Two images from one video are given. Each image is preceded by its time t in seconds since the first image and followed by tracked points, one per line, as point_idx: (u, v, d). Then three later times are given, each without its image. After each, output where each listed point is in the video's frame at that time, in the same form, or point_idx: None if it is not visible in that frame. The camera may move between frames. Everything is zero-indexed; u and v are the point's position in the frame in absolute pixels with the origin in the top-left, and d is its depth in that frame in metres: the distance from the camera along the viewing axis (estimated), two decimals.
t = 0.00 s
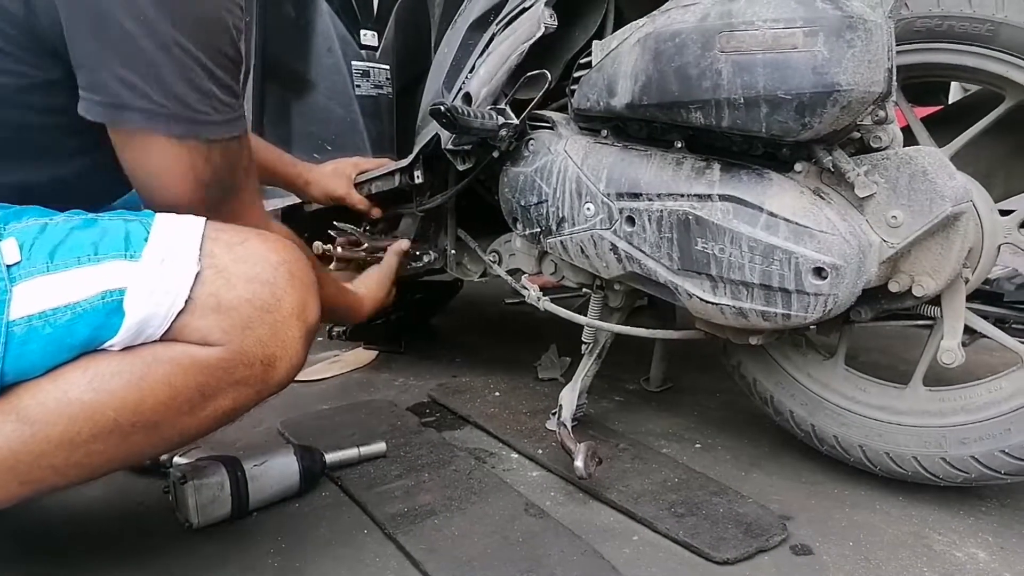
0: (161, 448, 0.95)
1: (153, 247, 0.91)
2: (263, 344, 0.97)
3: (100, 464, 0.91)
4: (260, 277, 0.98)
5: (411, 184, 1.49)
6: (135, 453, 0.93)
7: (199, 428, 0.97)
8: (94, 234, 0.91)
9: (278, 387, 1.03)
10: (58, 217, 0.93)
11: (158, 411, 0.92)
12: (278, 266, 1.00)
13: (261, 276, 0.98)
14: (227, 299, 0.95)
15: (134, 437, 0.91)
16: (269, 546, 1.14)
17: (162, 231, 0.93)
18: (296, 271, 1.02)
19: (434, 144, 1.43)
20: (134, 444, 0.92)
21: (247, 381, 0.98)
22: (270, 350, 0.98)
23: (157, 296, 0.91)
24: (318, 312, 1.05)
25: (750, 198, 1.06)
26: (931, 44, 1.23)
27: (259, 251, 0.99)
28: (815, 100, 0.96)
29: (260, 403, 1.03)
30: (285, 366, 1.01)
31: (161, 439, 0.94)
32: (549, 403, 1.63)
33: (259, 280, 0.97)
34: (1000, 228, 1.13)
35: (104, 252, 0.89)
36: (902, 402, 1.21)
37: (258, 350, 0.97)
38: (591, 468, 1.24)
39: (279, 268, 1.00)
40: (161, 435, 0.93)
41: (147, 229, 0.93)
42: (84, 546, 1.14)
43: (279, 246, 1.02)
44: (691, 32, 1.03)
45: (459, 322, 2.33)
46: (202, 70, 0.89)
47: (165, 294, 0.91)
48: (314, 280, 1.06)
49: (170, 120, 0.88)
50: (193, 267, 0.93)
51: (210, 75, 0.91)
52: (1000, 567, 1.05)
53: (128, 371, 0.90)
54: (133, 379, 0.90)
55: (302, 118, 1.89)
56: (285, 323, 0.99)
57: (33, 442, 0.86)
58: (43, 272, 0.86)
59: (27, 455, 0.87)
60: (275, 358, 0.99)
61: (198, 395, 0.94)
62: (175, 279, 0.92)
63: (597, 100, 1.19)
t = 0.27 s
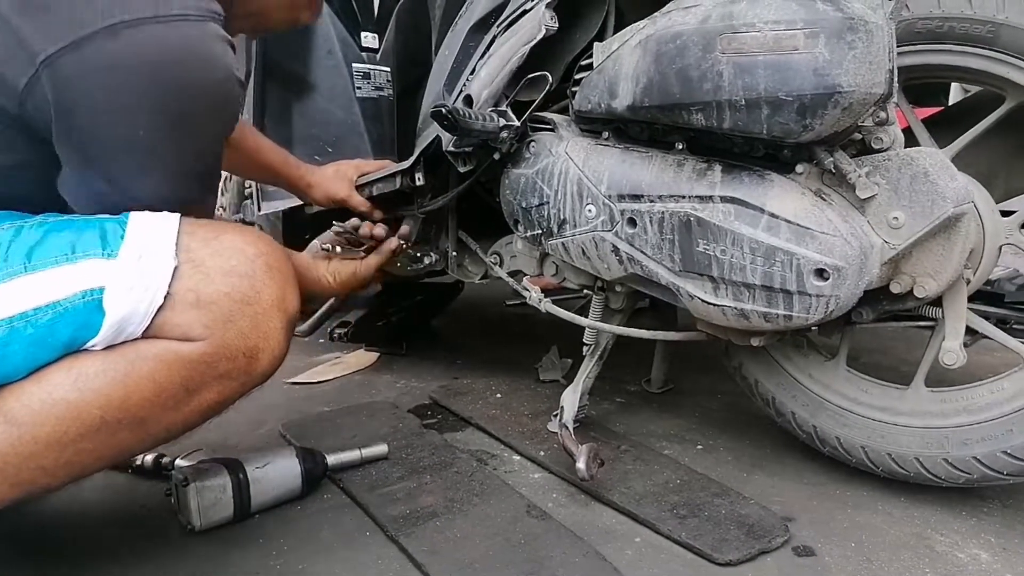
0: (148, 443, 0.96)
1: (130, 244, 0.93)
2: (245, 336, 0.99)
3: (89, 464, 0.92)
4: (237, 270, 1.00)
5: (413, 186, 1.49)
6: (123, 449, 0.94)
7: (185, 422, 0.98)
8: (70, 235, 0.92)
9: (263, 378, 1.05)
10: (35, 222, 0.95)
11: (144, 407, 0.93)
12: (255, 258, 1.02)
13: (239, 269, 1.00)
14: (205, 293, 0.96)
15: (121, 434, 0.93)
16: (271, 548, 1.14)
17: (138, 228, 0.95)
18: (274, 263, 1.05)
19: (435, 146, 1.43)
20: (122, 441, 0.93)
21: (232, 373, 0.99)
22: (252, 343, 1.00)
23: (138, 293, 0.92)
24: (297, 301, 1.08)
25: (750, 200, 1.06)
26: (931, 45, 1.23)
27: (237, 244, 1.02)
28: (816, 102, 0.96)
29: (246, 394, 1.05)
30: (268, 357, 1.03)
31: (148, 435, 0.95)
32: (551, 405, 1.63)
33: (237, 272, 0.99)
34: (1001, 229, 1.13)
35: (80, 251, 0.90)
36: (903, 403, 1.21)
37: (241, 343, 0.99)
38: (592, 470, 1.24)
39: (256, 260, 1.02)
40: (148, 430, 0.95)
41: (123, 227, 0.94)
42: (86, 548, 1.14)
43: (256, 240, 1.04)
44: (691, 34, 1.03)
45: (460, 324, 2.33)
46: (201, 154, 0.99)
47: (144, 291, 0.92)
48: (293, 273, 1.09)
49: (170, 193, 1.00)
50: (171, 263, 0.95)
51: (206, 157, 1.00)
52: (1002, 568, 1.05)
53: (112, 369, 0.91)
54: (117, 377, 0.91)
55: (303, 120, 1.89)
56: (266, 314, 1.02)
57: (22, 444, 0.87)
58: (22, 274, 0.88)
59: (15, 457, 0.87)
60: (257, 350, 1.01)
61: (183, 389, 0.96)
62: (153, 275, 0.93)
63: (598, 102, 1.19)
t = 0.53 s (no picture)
0: (131, 457, 0.96)
1: (106, 254, 0.91)
2: (229, 348, 0.98)
3: (72, 480, 0.92)
4: (220, 278, 0.98)
5: (414, 185, 1.49)
6: (105, 465, 0.94)
7: (171, 434, 0.98)
8: (44, 246, 0.91)
9: (251, 384, 1.05)
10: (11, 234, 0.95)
11: (126, 424, 0.93)
12: (240, 263, 1.00)
13: (222, 276, 0.99)
14: (186, 304, 0.95)
15: (103, 451, 0.92)
16: (272, 546, 1.14)
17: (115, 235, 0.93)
18: (260, 266, 1.03)
19: (436, 145, 1.43)
20: (104, 458, 0.93)
21: (217, 385, 0.99)
22: (237, 353, 0.99)
23: (115, 305, 0.91)
24: (286, 304, 1.06)
25: (751, 199, 1.06)
26: (933, 44, 1.23)
27: (219, 247, 0.99)
28: (817, 101, 0.96)
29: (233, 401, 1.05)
30: (255, 365, 1.03)
31: (131, 450, 0.95)
32: (552, 404, 1.63)
33: (219, 280, 0.98)
34: (1003, 227, 1.13)
35: (54, 264, 0.90)
36: (904, 402, 1.21)
37: (225, 354, 0.98)
38: (593, 469, 1.24)
39: (241, 265, 1.01)
40: (131, 446, 0.95)
41: (98, 236, 0.92)
42: (87, 548, 1.15)
43: (241, 242, 1.02)
44: (693, 33, 1.03)
45: (461, 323, 2.34)
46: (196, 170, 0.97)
47: (121, 304, 0.91)
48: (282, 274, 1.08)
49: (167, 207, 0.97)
50: (150, 272, 0.94)
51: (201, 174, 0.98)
52: (1004, 568, 1.04)
53: (90, 388, 0.90)
54: (97, 396, 0.90)
55: (304, 120, 1.89)
56: (252, 322, 1.01)
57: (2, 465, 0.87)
58: None
59: None
60: (244, 359, 1.01)
61: (166, 405, 0.95)
62: (131, 287, 0.92)
63: (599, 102, 1.19)
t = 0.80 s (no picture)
0: (125, 470, 0.94)
1: (99, 261, 0.89)
2: (225, 358, 0.94)
3: (64, 493, 0.90)
4: (216, 285, 0.95)
5: (413, 184, 1.49)
6: (99, 478, 0.92)
7: (167, 446, 0.95)
8: (34, 247, 0.88)
9: (250, 394, 1.01)
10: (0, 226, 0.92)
11: (119, 438, 0.90)
12: (238, 269, 0.97)
13: (217, 283, 0.95)
14: (180, 313, 0.92)
15: (96, 465, 0.90)
16: (271, 545, 1.14)
17: (108, 238, 0.90)
18: (259, 273, 0.99)
19: (436, 144, 1.43)
20: (98, 471, 0.91)
21: (213, 396, 0.95)
22: (235, 362, 0.96)
23: (106, 314, 0.88)
24: (286, 311, 1.02)
25: (751, 197, 1.06)
26: (932, 43, 1.23)
27: (216, 253, 0.96)
28: (816, 99, 0.96)
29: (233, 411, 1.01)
30: (254, 375, 0.99)
31: (125, 463, 0.92)
32: (551, 403, 1.63)
33: (215, 288, 0.95)
34: (1002, 226, 1.13)
35: (44, 268, 0.87)
36: (904, 401, 1.20)
37: (222, 365, 0.94)
38: (593, 468, 1.24)
39: (239, 272, 0.97)
40: (125, 459, 0.92)
41: (92, 242, 0.90)
42: (85, 548, 1.14)
43: (239, 246, 0.98)
44: (692, 31, 1.03)
45: (461, 322, 2.34)
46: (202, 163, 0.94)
47: (112, 313, 0.88)
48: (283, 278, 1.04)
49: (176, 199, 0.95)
50: (143, 279, 0.91)
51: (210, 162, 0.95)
52: (1003, 567, 1.04)
53: (82, 402, 0.88)
54: (88, 409, 0.88)
55: (303, 118, 1.89)
56: (250, 330, 0.97)
57: None
58: None
59: None
60: (242, 368, 0.97)
61: (160, 417, 0.92)
62: (124, 295, 0.89)
63: (598, 100, 1.19)
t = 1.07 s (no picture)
0: (130, 454, 0.94)
1: (104, 251, 0.89)
2: (228, 344, 0.95)
3: (71, 481, 0.90)
4: (218, 272, 0.95)
5: (412, 182, 1.49)
6: (106, 464, 0.92)
7: (171, 431, 0.96)
8: (39, 241, 0.88)
9: (250, 378, 1.02)
10: None
11: (125, 424, 0.90)
12: (238, 258, 0.97)
13: (219, 271, 0.95)
14: (185, 301, 0.92)
15: (103, 450, 0.90)
16: (270, 544, 1.14)
17: (111, 228, 0.90)
18: (257, 261, 0.99)
19: (434, 142, 1.43)
20: (106, 456, 0.91)
21: (216, 381, 0.96)
22: (237, 348, 0.96)
23: (114, 302, 0.88)
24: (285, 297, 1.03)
25: (751, 195, 1.06)
26: (931, 41, 1.23)
27: (216, 242, 0.95)
28: (816, 97, 0.96)
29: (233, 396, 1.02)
30: (255, 360, 1.00)
31: (130, 449, 0.92)
32: (550, 401, 1.63)
33: (218, 276, 0.95)
34: (1002, 224, 1.13)
35: (49, 260, 0.87)
36: (903, 399, 1.20)
37: (225, 350, 0.95)
38: (592, 466, 1.24)
39: (239, 260, 0.97)
40: (131, 444, 0.92)
41: (96, 232, 0.90)
42: (85, 547, 1.14)
43: (238, 233, 0.98)
44: (691, 29, 1.03)
45: (460, 321, 2.33)
46: (209, 147, 0.93)
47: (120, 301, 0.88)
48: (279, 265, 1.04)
49: (186, 185, 0.94)
50: (147, 268, 0.91)
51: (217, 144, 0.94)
52: (1003, 565, 1.04)
53: (89, 388, 0.87)
54: (96, 396, 0.87)
55: (302, 117, 1.89)
56: (250, 317, 0.97)
57: None
58: None
59: None
60: (243, 354, 0.98)
61: (165, 403, 0.92)
62: (130, 283, 0.89)
63: (598, 98, 1.18)
